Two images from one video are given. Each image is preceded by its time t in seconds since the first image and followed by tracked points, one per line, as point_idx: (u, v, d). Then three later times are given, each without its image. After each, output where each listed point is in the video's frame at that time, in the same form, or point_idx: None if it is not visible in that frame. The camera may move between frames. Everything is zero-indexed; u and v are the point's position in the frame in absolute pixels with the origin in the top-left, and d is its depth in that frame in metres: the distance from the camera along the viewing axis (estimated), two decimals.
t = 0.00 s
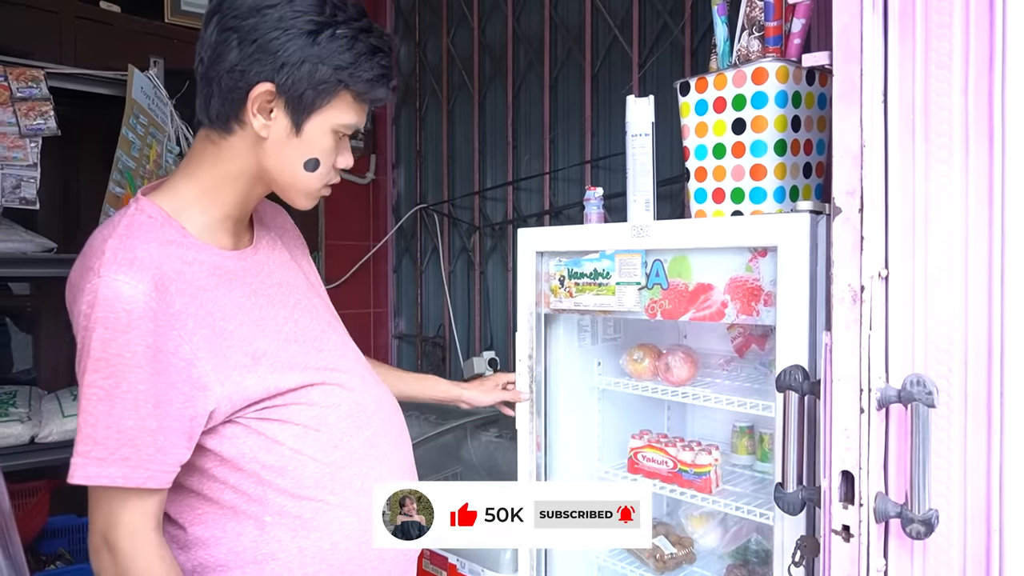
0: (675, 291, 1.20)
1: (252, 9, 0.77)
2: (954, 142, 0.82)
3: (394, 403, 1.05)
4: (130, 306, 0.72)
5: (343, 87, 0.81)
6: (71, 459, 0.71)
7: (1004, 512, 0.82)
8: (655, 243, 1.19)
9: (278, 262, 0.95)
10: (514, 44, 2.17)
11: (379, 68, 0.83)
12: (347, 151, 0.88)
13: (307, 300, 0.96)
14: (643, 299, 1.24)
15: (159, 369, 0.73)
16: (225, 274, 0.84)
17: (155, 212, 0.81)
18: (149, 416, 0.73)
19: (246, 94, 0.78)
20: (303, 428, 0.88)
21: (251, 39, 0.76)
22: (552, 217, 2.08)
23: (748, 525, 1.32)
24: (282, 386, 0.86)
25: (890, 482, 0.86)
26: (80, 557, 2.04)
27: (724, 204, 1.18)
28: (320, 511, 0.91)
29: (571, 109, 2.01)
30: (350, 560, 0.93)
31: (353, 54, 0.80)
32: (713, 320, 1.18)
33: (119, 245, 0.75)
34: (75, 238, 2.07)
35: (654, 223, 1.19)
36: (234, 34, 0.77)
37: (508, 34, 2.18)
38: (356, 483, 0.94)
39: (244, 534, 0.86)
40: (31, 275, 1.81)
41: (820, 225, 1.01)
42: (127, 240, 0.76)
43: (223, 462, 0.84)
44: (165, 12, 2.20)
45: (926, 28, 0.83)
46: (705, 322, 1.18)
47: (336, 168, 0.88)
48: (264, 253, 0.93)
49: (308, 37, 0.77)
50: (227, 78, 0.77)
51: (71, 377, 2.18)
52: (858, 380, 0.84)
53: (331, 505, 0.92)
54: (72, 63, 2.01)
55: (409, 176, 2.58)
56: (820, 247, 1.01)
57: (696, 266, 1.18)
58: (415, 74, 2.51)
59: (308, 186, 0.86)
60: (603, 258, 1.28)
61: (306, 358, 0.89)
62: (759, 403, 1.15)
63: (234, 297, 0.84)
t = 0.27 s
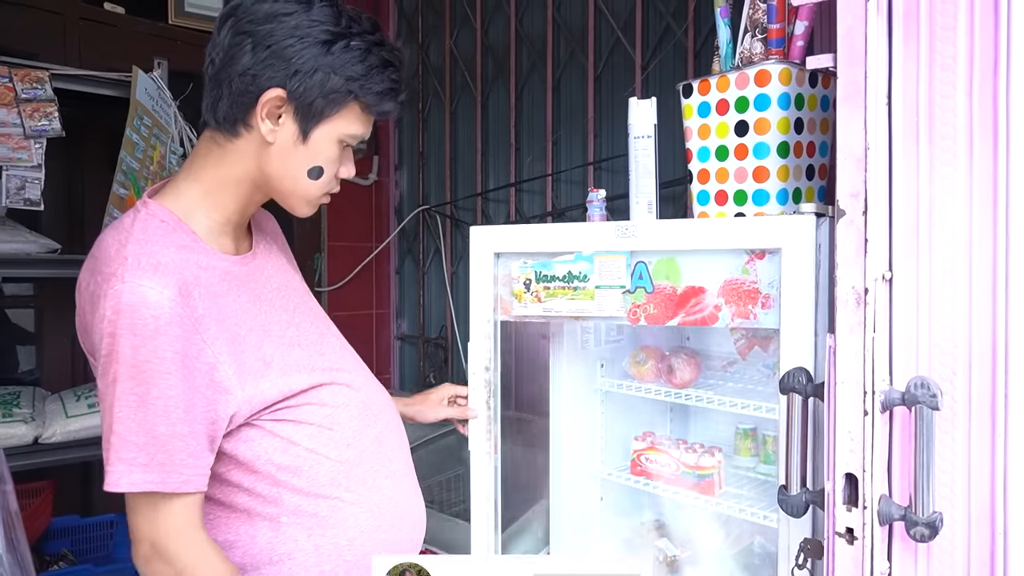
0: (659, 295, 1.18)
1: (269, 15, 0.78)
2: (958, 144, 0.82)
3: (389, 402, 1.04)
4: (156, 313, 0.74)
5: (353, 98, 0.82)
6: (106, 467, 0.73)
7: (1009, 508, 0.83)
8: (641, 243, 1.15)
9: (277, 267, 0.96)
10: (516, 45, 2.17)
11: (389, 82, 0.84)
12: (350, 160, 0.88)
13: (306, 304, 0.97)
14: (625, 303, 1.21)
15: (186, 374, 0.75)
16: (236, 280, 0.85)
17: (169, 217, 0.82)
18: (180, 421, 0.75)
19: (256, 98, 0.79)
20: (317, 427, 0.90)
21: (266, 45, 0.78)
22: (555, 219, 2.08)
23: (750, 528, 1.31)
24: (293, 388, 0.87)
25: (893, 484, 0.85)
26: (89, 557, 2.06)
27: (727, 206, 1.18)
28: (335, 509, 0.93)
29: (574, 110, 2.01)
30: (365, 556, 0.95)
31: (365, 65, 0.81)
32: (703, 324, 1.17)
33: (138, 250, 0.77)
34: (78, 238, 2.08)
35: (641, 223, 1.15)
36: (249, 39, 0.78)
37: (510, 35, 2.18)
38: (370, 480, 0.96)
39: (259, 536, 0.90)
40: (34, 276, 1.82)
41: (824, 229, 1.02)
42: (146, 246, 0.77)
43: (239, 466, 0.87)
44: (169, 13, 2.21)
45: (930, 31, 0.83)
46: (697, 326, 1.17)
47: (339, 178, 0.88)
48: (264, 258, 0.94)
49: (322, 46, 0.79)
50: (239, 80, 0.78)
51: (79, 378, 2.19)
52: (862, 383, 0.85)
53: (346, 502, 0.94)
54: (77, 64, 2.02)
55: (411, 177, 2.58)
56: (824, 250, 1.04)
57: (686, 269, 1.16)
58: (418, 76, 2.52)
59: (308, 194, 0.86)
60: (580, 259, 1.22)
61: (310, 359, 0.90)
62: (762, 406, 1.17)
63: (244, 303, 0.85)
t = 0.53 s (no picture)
0: (658, 298, 1.12)
1: (264, 12, 0.79)
2: (962, 147, 0.82)
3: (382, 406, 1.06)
4: (159, 311, 0.74)
5: (347, 97, 0.82)
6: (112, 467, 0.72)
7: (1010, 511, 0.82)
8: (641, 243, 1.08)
9: (270, 266, 0.97)
10: (520, 46, 2.17)
11: (383, 83, 0.84)
12: (343, 160, 0.89)
13: (298, 305, 0.97)
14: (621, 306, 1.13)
15: (191, 371, 0.75)
16: (232, 279, 0.86)
17: (165, 216, 0.82)
18: (187, 418, 0.75)
19: (248, 94, 0.79)
20: (311, 428, 0.90)
21: (260, 41, 0.78)
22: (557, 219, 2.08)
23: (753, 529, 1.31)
24: (287, 388, 0.87)
25: (896, 486, 0.86)
26: (90, 554, 2.06)
27: (730, 207, 1.18)
28: (326, 511, 0.93)
29: (577, 111, 2.01)
30: (353, 557, 0.96)
31: (359, 65, 0.81)
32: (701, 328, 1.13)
33: (136, 249, 0.77)
34: (79, 235, 2.10)
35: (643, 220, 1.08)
36: (243, 35, 0.78)
37: (514, 35, 2.18)
38: (360, 482, 0.97)
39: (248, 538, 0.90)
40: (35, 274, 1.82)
41: (829, 229, 1.03)
42: (144, 245, 0.77)
43: (232, 468, 0.88)
44: (172, 12, 2.21)
45: (935, 34, 0.83)
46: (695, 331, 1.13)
47: (331, 177, 0.88)
48: (258, 256, 0.95)
49: (316, 44, 0.79)
50: (232, 76, 0.78)
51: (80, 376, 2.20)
52: (865, 385, 0.85)
53: (336, 504, 0.94)
54: (81, 62, 2.02)
55: (413, 177, 2.59)
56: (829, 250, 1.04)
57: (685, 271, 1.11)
58: (420, 76, 2.52)
59: (300, 194, 0.86)
60: (573, 259, 1.12)
61: (303, 360, 0.91)
62: (766, 407, 1.16)
63: (240, 302, 0.85)
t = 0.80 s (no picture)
0: (670, 297, 1.05)
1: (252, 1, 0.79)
2: (969, 143, 0.83)
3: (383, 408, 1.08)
4: (147, 293, 0.74)
5: (338, 83, 0.82)
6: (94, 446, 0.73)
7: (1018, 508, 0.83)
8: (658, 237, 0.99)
9: (273, 259, 0.96)
10: (523, 42, 2.17)
11: (374, 66, 0.85)
12: (340, 148, 0.89)
13: (301, 298, 0.97)
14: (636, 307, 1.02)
15: (179, 355, 0.75)
16: (230, 268, 0.86)
17: (163, 203, 0.82)
18: (173, 402, 0.75)
19: (241, 83, 0.79)
20: (302, 427, 0.90)
21: (248, 30, 0.78)
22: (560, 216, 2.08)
23: (758, 526, 1.31)
24: (281, 381, 0.88)
25: (901, 483, 0.86)
26: (92, 552, 2.06)
27: (734, 204, 1.18)
28: (317, 511, 0.93)
29: (580, 107, 2.01)
30: (345, 558, 0.96)
31: (348, 49, 0.82)
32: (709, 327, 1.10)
33: (130, 233, 0.77)
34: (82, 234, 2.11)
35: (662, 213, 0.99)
36: (232, 26, 0.79)
37: (517, 32, 2.17)
38: (353, 483, 0.96)
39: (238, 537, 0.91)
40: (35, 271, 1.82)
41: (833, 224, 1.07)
42: (138, 229, 0.78)
43: (223, 463, 0.89)
44: (174, 10, 2.22)
45: (942, 30, 0.83)
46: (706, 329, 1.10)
47: (330, 165, 0.88)
48: (260, 249, 0.95)
49: (304, 31, 0.79)
50: (224, 67, 0.79)
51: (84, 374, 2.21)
52: (870, 382, 0.84)
53: (327, 505, 0.94)
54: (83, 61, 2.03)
55: (415, 174, 2.59)
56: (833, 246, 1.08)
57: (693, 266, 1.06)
58: (423, 72, 2.51)
59: (299, 182, 0.86)
60: (587, 255, 0.96)
61: (301, 355, 0.91)
62: (770, 405, 1.16)
63: (236, 291, 0.85)
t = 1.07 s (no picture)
0: (681, 295, 1.04)
1: None
2: (973, 140, 0.82)
3: (394, 396, 1.09)
4: (145, 272, 0.81)
5: (348, 71, 0.89)
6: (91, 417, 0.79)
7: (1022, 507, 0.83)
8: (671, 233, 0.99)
9: (292, 253, 1.02)
10: (524, 39, 2.16)
11: (380, 53, 0.91)
12: (353, 138, 0.95)
13: (319, 290, 1.02)
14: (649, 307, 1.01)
15: (174, 333, 0.81)
16: (240, 258, 0.92)
17: (174, 195, 0.90)
18: (168, 377, 0.80)
19: (256, 76, 0.87)
20: (302, 420, 0.94)
21: (260, 25, 0.86)
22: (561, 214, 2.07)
23: (760, 524, 1.32)
24: (284, 370, 0.92)
25: (905, 482, 0.85)
26: (93, 550, 2.05)
27: (736, 201, 1.17)
28: (314, 506, 0.95)
29: (581, 104, 2.00)
30: (343, 556, 0.97)
31: (355, 38, 0.88)
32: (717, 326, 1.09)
33: (137, 220, 0.85)
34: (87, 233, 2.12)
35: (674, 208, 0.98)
36: (244, 23, 0.87)
37: (518, 29, 2.17)
38: (353, 479, 0.98)
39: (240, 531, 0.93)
40: (36, 268, 1.82)
41: (837, 221, 1.09)
42: (145, 217, 0.85)
43: (225, 452, 0.94)
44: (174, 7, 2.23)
45: (947, 25, 0.82)
46: (716, 328, 1.08)
47: (342, 155, 0.95)
48: (280, 244, 1.00)
49: (312, 22, 0.87)
50: (240, 62, 0.87)
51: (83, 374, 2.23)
52: (874, 379, 0.83)
53: (325, 500, 0.96)
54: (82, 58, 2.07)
55: (416, 172, 2.58)
56: (838, 241, 1.09)
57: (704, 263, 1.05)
58: (424, 70, 2.51)
59: (314, 171, 0.92)
60: (601, 252, 0.95)
61: (312, 345, 0.96)
62: (773, 403, 1.16)
63: (243, 279, 0.91)
